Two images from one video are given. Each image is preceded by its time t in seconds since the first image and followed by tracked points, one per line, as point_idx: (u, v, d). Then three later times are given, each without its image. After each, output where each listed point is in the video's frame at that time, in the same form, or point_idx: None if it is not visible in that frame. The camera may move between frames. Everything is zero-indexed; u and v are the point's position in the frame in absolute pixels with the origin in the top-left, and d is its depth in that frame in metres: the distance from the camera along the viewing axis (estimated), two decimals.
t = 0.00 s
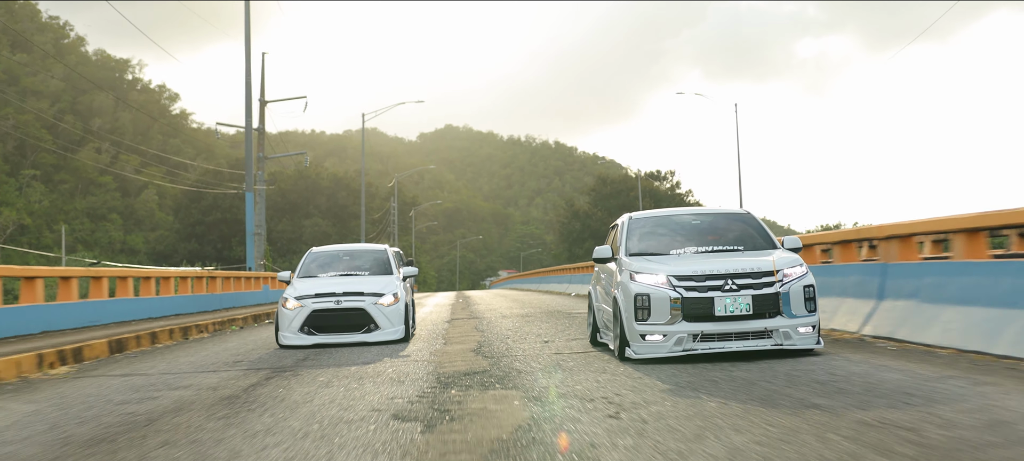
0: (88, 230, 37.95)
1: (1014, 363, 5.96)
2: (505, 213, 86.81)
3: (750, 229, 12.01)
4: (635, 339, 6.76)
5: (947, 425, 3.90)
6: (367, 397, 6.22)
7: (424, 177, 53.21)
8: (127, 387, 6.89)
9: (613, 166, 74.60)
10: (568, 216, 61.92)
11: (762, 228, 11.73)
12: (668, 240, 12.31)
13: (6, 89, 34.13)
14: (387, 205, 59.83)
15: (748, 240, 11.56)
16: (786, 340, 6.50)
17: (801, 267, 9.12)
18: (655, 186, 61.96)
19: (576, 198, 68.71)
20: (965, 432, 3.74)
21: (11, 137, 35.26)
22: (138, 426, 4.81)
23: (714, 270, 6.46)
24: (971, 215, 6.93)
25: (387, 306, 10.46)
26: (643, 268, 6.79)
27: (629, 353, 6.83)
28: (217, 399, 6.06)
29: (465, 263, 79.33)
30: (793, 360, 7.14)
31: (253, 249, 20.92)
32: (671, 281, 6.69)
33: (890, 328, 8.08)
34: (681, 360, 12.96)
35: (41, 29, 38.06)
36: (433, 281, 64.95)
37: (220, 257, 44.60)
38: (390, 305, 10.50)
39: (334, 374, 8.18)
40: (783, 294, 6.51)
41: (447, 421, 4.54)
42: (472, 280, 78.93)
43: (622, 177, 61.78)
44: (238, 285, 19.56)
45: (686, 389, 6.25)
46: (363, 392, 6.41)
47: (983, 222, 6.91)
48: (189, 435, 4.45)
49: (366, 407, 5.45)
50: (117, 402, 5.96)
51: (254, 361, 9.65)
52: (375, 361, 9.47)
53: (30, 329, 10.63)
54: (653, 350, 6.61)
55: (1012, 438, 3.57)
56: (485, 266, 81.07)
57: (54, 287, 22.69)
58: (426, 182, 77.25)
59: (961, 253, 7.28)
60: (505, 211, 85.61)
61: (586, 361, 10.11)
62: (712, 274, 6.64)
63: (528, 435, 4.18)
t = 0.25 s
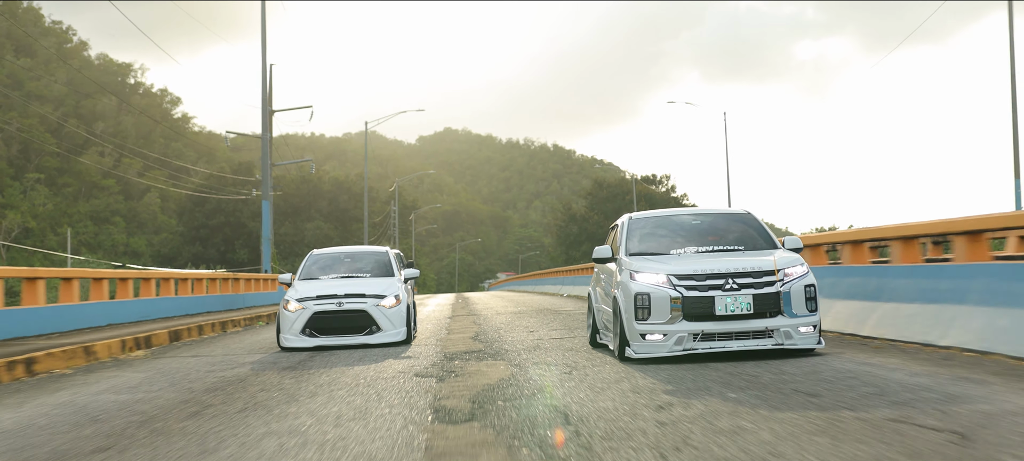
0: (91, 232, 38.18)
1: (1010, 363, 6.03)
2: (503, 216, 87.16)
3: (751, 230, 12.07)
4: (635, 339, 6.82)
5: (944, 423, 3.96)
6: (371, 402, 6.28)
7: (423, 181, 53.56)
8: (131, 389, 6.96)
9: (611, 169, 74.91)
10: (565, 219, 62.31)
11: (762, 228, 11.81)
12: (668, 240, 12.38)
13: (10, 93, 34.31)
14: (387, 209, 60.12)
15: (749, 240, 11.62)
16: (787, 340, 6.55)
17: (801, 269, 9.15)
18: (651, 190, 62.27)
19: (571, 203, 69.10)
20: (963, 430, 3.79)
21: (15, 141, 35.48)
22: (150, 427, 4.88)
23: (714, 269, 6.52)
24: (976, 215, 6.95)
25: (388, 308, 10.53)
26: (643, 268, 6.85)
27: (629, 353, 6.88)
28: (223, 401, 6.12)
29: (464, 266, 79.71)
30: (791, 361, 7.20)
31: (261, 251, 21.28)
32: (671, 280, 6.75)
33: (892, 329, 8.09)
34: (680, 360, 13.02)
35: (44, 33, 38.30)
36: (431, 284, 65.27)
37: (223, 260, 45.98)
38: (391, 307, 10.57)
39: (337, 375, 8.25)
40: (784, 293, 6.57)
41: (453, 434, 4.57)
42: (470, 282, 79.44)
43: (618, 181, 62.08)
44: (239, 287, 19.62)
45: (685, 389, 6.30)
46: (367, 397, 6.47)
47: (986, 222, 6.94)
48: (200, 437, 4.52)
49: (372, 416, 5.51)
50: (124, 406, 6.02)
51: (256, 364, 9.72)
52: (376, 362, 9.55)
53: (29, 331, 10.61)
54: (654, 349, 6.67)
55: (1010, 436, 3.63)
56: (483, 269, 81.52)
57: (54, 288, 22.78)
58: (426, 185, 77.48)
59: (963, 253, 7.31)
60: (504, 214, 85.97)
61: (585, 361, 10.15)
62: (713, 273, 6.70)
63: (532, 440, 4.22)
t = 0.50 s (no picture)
0: (96, 235, 38.36)
1: (999, 361, 6.22)
2: (502, 218, 87.48)
3: (750, 229, 12.26)
4: (635, 337, 7.00)
5: (931, 419, 4.14)
6: (379, 405, 6.45)
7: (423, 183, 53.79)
8: (142, 391, 7.12)
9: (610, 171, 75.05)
10: (562, 221, 62.64)
11: (759, 227, 11.99)
12: (668, 238, 12.59)
13: (15, 97, 34.30)
14: (387, 212, 60.36)
15: (746, 240, 11.80)
16: (788, 339, 6.72)
17: (804, 270, 9.35)
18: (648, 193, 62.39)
19: (569, 205, 69.40)
20: (950, 427, 3.97)
21: (19, 143, 35.59)
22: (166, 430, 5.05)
23: (714, 268, 6.69)
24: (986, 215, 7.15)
25: (389, 308, 10.69)
26: (644, 267, 7.03)
27: (629, 351, 7.07)
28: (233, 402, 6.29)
29: (463, 267, 80.07)
30: (787, 360, 7.38)
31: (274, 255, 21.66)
32: (671, 279, 6.93)
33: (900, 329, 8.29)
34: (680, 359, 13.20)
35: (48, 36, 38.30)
36: (431, 286, 65.58)
37: (226, 262, 47.43)
38: (393, 307, 10.74)
39: (343, 375, 8.44)
40: (784, 292, 6.75)
41: (459, 433, 4.76)
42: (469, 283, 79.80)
43: (616, 184, 62.21)
44: (241, 287, 19.74)
45: (684, 387, 6.47)
46: (373, 400, 6.65)
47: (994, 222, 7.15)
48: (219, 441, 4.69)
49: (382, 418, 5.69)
50: (135, 408, 6.18)
51: (261, 363, 9.90)
52: (379, 361, 9.73)
53: (23, 331, 10.74)
54: (654, 348, 6.85)
55: (993, 432, 3.81)
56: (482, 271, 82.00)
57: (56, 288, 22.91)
58: (425, 187, 77.70)
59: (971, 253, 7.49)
60: (503, 216, 86.31)
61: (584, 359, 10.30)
62: (713, 273, 6.87)
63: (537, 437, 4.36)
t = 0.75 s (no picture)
0: (99, 235, 38.61)
1: (992, 359, 6.28)
2: (501, 219, 87.73)
3: (748, 228, 12.32)
4: (633, 338, 7.05)
5: (922, 421, 4.20)
6: (382, 404, 6.50)
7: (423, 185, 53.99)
8: (143, 393, 7.19)
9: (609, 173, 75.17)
10: (561, 223, 62.85)
11: (757, 226, 12.04)
12: (666, 238, 12.63)
13: (18, 100, 34.40)
14: (388, 213, 60.63)
15: (745, 239, 11.85)
16: (786, 340, 6.78)
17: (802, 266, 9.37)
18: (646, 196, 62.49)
19: (566, 207, 69.64)
20: (940, 428, 4.03)
21: (23, 145, 35.86)
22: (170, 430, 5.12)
23: (712, 269, 6.73)
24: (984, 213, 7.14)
25: (391, 306, 10.78)
26: (642, 268, 7.08)
27: (628, 352, 7.11)
28: (236, 401, 6.36)
29: (463, 268, 80.46)
30: (782, 360, 7.43)
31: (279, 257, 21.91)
32: (669, 279, 6.97)
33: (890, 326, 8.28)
34: (677, 360, 13.27)
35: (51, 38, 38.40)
36: (431, 286, 65.86)
37: (230, 262, 47.76)
38: (395, 306, 10.82)
39: (343, 375, 8.53)
40: (783, 293, 6.80)
41: (458, 432, 4.81)
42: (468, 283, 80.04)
43: (613, 186, 62.24)
44: (241, 287, 19.77)
45: (682, 388, 6.53)
46: (373, 398, 6.71)
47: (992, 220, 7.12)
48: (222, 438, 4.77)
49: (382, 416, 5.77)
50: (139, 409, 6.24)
51: (262, 363, 9.99)
52: (378, 361, 9.83)
53: (22, 331, 10.76)
54: (652, 349, 6.90)
55: (984, 432, 3.86)
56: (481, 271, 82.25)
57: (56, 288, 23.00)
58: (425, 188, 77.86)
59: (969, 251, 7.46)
60: (502, 217, 86.53)
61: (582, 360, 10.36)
62: (712, 273, 6.92)
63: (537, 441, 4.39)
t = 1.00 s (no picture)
0: (104, 237, 38.91)
1: (986, 360, 6.27)
2: (501, 221, 87.96)
3: (745, 229, 12.32)
4: (629, 341, 7.04)
5: (915, 421, 4.18)
6: (381, 406, 6.51)
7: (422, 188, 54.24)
8: (141, 394, 7.20)
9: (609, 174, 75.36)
10: (559, 225, 63.06)
11: (755, 228, 12.04)
12: (664, 239, 12.63)
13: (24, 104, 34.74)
14: (390, 216, 60.95)
15: (742, 241, 11.84)
16: (783, 342, 6.78)
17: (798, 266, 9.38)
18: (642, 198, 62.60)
19: (562, 209, 69.88)
20: (933, 428, 4.01)
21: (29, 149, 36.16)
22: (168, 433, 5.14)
23: (709, 272, 6.72)
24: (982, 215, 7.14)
25: (391, 307, 10.83)
26: (638, 270, 7.07)
27: (623, 356, 7.10)
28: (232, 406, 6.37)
29: (464, 269, 80.72)
30: (777, 362, 7.41)
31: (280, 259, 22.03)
32: (665, 282, 6.96)
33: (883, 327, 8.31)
34: (674, 361, 13.27)
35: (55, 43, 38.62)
36: (432, 288, 66.09)
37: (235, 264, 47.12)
38: (395, 307, 10.87)
39: (341, 378, 8.57)
40: (780, 295, 6.80)
41: (453, 439, 4.79)
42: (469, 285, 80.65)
43: (610, 188, 62.38)
44: (240, 288, 19.79)
45: (677, 390, 6.51)
46: (369, 404, 6.71)
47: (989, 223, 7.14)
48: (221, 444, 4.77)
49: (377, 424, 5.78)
50: (136, 412, 6.25)
51: (261, 364, 10.02)
52: (377, 363, 9.88)
53: (21, 332, 10.73)
54: (648, 352, 6.88)
55: (977, 432, 3.85)
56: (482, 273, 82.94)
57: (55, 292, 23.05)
58: (426, 191, 78.18)
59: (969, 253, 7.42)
60: (502, 219, 86.85)
61: (580, 361, 10.35)
62: (708, 276, 6.91)
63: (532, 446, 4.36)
